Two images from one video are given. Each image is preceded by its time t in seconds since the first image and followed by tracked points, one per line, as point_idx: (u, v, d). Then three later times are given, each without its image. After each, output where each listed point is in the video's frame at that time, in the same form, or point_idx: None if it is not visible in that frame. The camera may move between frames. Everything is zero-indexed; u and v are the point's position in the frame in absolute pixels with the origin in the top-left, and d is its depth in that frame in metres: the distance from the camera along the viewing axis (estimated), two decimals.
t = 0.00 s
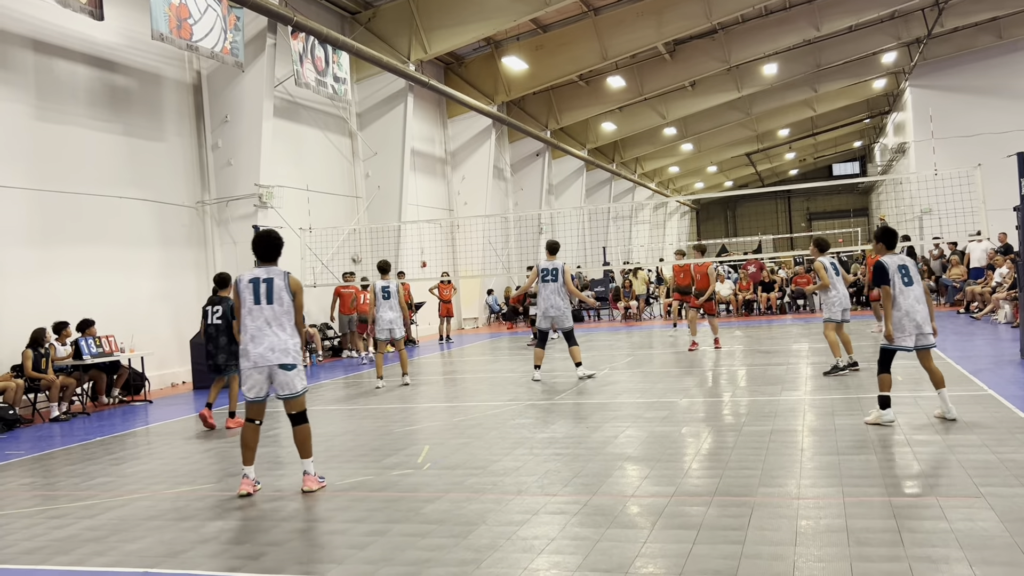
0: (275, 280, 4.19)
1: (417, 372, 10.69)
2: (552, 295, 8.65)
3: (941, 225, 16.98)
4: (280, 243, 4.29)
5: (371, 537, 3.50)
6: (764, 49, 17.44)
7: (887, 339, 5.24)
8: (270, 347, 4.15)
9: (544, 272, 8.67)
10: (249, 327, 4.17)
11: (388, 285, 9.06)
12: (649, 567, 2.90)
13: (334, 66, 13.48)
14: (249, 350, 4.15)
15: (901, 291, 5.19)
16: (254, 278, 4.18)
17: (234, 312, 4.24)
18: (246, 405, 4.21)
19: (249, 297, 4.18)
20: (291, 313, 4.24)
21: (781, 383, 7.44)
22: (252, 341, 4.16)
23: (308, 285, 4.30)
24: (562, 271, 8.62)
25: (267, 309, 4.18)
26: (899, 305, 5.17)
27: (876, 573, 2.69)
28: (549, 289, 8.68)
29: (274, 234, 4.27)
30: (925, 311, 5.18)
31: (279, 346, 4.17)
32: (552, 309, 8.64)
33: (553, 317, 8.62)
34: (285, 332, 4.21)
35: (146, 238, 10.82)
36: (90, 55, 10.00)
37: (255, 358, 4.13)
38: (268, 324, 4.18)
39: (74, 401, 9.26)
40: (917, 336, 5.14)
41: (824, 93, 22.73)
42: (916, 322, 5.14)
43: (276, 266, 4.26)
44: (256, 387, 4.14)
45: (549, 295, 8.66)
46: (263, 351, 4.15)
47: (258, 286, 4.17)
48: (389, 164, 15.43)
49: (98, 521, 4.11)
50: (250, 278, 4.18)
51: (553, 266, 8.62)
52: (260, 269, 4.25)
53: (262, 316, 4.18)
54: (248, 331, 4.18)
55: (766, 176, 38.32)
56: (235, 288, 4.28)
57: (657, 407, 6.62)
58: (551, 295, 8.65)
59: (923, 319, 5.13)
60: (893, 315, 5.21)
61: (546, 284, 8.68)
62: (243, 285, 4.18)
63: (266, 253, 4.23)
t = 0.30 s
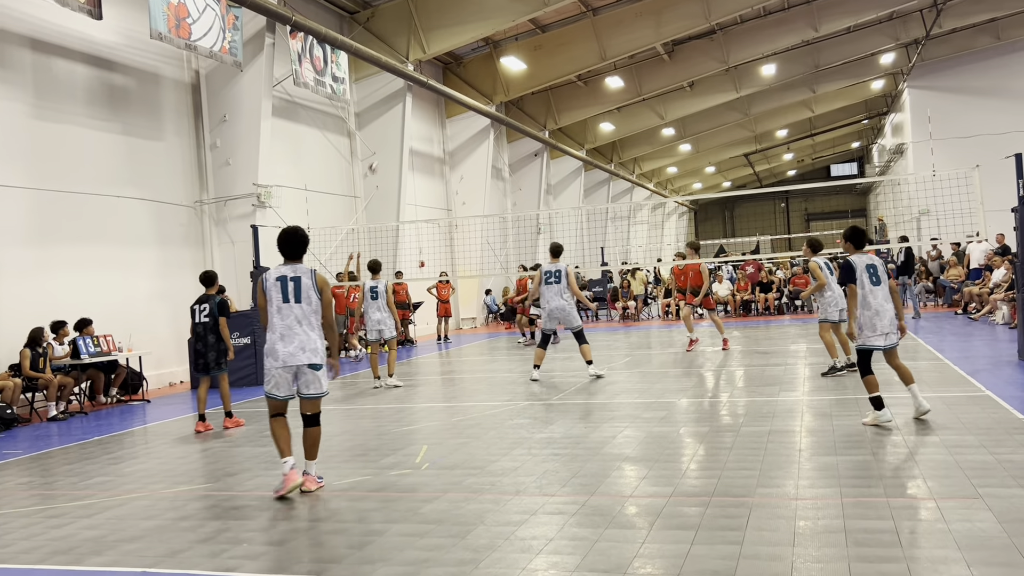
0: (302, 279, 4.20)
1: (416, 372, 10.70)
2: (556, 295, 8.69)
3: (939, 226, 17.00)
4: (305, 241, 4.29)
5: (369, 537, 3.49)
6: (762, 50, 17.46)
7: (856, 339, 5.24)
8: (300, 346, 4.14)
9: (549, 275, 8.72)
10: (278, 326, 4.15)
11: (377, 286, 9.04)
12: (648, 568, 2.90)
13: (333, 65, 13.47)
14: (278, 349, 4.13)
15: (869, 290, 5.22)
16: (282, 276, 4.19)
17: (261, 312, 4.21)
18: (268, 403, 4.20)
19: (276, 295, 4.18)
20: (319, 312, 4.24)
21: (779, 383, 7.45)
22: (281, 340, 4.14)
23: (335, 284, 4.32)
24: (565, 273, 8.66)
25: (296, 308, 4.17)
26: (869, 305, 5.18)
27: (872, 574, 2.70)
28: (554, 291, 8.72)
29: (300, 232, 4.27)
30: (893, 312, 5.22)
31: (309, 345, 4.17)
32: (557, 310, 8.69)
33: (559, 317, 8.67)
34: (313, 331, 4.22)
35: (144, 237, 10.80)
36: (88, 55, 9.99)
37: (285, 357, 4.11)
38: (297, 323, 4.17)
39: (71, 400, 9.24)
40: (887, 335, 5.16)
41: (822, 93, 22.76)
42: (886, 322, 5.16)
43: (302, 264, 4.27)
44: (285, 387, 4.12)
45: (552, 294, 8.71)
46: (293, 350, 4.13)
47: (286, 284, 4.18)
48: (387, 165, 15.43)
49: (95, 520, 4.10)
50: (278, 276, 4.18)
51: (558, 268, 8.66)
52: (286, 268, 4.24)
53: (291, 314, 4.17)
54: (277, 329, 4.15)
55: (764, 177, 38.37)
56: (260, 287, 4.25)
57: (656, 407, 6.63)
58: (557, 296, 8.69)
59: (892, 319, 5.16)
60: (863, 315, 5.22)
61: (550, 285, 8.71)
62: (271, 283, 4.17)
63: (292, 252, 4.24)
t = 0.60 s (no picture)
0: (314, 281, 4.11)
1: (411, 372, 10.70)
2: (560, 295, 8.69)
3: (932, 228, 17.09)
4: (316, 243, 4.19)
5: (363, 538, 3.49)
6: (757, 51, 17.51)
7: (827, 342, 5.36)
8: (315, 350, 4.05)
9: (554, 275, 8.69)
10: (293, 330, 4.05)
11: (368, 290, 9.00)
12: (642, 568, 2.90)
13: (328, 65, 13.46)
14: (293, 354, 4.02)
15: (845, 295, 5.27)
16: (294, 279, 4.09)
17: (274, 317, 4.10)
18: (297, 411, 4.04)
19: (289, 299, 4.09)
20: (331, 314, 4.13)
21: (773, 384, 7.48)
22: (295, 345, 4.03)
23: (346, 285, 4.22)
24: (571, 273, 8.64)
25: (308, 311, 4.07)
26: (842, 311, 5.26)
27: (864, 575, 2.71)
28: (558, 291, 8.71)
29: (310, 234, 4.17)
30: (867, 317, 5.29)
31: (324, 348, 4.07)
32: (560, 309, 8.71)
33: (561, 317, 8.69)
34: (327, 334, 4.12)
35: (138, 237, 10.76)
36: (83, 53, 9.95)
37: (301, 362, 4.00)
38: (311, 326, 4.07)
39: (64, 400, 9.19)
40: (859, 341, 5.25)
41: (816, 95, 22.84)
42: (859, 327, 5.24)
43: (314, 267, 4.17)
44: (304, 393, 4.01)
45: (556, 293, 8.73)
46: (309, 354, 4.03)
47: (298, 287, 4.09)
48: (383, 165, 15.42)
49: (88, 521, 4.08)
50: (290, 279, 4.09)
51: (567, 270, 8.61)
52: (297, 271, 4.15)
53: (304, 317, 4.07)
54: (291, 334, 4.05)
55: (758, 178, 38.52)
56: (271, 293, 4.16)
57: (651, 408, 6.63)
58: (561, 295, 8.69)
59: (864, 325, 5.23)
60: (836, 320, 5.30)
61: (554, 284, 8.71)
62: (283, 287, 4.08)
63: (303, 255, 4.14)
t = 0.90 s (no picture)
0: (324, 274, 4.01)
1: (401, 373, 10.67)
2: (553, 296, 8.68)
3: (920, 230, 17.22)
4: (331, 234, 4.09)
5: (352, 539, 3.47)
6: (747, 54, 17.60)
7: (779, 351, 5.45)
8: (323, 344, 3.97)
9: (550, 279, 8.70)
10: (302, 324, 4.01)
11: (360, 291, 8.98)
12: (630, 569, 2.91)
13: (318, 65, 13.41)
14: (302, 349, 3.99)
15: (799, 305, 5.42)
16: (304, 273, 4.03)
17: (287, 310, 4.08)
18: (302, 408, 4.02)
19: (299, 292, 4.04)
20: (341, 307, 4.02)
21: (761, 386, 7.52)
22: (304, 339, 4.00)
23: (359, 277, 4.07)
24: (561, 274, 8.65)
25: (317, 305, 4.00)
26: (794, 320, 5.40)
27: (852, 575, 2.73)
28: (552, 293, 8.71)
29: (325, 225, 4.08)
30: (820, 327, 5.43)
31: (333, 342, 3.99)
32: (554, 311, 8.70)
33: (555, 318, 8.67)
34: (337, 327, 4.02)
35: (126, 236, 10.67)
36: (70, 52, 9.86)
37: (308, 357, 3.97)
38: (320, 319, 4.00)
39: (51, 401, 9.11)
40: (810, 349, 5.39)
41: (806, 98, 22.97)
42: (812, 336, 5.38)
43: (328, 259, 4.08)
44: (314, 388, 3.99)
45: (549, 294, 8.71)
46: (316, 349, 3.97)
47: (308, 280, 4.02)
48: (373, 165, 15.37)
49: (75, 521, 4.04)
50: (301, 272, 4.04)
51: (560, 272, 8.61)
52: (312, 264, 4.09)
53: (312, 311, 4.00)
54: (301, 328, 4.01)
55: (748, 181, 38.72)
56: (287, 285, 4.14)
57: (641, 409, 6.64)
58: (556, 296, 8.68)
59: (816, 334, 5.38)
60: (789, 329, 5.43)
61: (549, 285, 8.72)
62: (294, 280, 4.04)
63: (316, 247, 4.07)
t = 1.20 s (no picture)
0: (359, 281, 3.93)
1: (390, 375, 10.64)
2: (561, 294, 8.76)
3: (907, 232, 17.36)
4: (372, 243, 4.01)
5: (338, 541, 3.45)
6: (736, 56, 17.68)
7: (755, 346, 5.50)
8: (348, 351, 3.87)
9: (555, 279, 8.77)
10: (332, 330, 3.94)
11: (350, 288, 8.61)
12: (617, 570, 2.91)
13: (307, 65, 13.36)
14: (330, 355, 3.92)
15: (773, 300, 5.48)
16: (340, 279, 3.97)
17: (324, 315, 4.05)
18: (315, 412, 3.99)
19: (334, 298, 3.97)
20: (374, 316, 3.91)
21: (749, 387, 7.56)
22: (332, 345, 3.93)
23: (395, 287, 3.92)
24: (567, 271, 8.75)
25: (348, 312, 3.91)
26: (773, 314, 5.46)
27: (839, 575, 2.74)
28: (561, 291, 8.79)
29: (366, 234, 4.01)
30: (796, 320, 5.50)
31: (359, 350, 3.87)
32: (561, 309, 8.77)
33: (563, 317, 8.76)
34: (367, 336, 3.90)
35: (113, 235, 10.58)
36: (57, 49, 9.77)
37: (333, 363, 3.89)
38: (349, 327, 3.90)
39: (35, 401, 9.01)
40: (785, 343, 5.45)
41: (794, 101, 23.12)
42: (788, 329, 5.43)
43: (367, 267, 3.99)
44: (339, 395, 3.93)
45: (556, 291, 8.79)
46: (342, 356, 3.88)
47: (343, 287, 3.95)
48: (362, 165, 15.33)
49: (58, 523, 4.00)
50: (338, 279, 3.98)
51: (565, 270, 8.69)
52: (351, 272, 4.03)
53: (344, 318, 3.92)
54: (331, 334, 3.94)
55: (736, 183, 38.94)
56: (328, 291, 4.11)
57: (630, 410, 6.67)
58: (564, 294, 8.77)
59: (793, 328, 5.44)
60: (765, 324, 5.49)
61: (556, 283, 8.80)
62: (330, 286, 4.00)
63: (356, 255, 3.99)
